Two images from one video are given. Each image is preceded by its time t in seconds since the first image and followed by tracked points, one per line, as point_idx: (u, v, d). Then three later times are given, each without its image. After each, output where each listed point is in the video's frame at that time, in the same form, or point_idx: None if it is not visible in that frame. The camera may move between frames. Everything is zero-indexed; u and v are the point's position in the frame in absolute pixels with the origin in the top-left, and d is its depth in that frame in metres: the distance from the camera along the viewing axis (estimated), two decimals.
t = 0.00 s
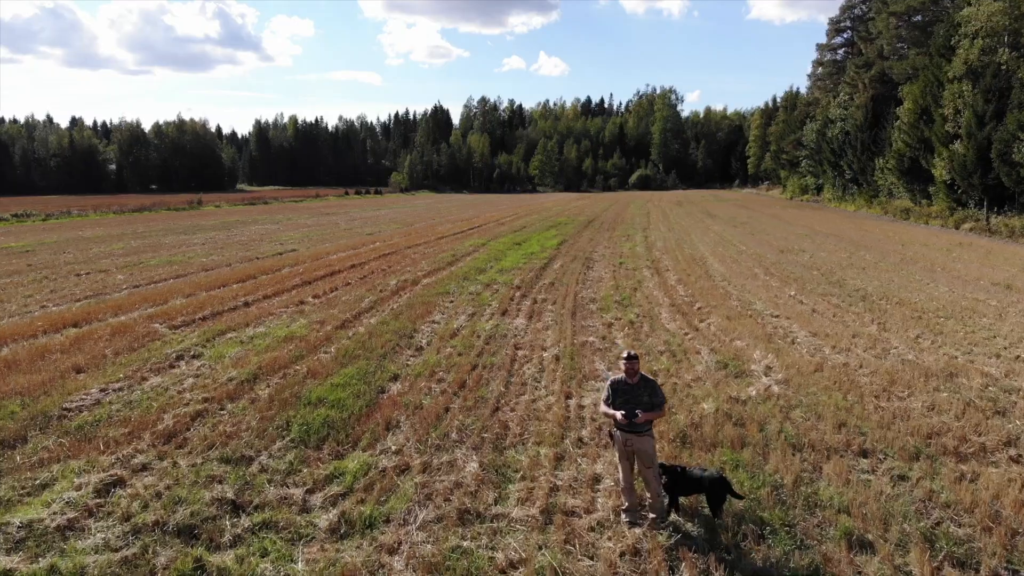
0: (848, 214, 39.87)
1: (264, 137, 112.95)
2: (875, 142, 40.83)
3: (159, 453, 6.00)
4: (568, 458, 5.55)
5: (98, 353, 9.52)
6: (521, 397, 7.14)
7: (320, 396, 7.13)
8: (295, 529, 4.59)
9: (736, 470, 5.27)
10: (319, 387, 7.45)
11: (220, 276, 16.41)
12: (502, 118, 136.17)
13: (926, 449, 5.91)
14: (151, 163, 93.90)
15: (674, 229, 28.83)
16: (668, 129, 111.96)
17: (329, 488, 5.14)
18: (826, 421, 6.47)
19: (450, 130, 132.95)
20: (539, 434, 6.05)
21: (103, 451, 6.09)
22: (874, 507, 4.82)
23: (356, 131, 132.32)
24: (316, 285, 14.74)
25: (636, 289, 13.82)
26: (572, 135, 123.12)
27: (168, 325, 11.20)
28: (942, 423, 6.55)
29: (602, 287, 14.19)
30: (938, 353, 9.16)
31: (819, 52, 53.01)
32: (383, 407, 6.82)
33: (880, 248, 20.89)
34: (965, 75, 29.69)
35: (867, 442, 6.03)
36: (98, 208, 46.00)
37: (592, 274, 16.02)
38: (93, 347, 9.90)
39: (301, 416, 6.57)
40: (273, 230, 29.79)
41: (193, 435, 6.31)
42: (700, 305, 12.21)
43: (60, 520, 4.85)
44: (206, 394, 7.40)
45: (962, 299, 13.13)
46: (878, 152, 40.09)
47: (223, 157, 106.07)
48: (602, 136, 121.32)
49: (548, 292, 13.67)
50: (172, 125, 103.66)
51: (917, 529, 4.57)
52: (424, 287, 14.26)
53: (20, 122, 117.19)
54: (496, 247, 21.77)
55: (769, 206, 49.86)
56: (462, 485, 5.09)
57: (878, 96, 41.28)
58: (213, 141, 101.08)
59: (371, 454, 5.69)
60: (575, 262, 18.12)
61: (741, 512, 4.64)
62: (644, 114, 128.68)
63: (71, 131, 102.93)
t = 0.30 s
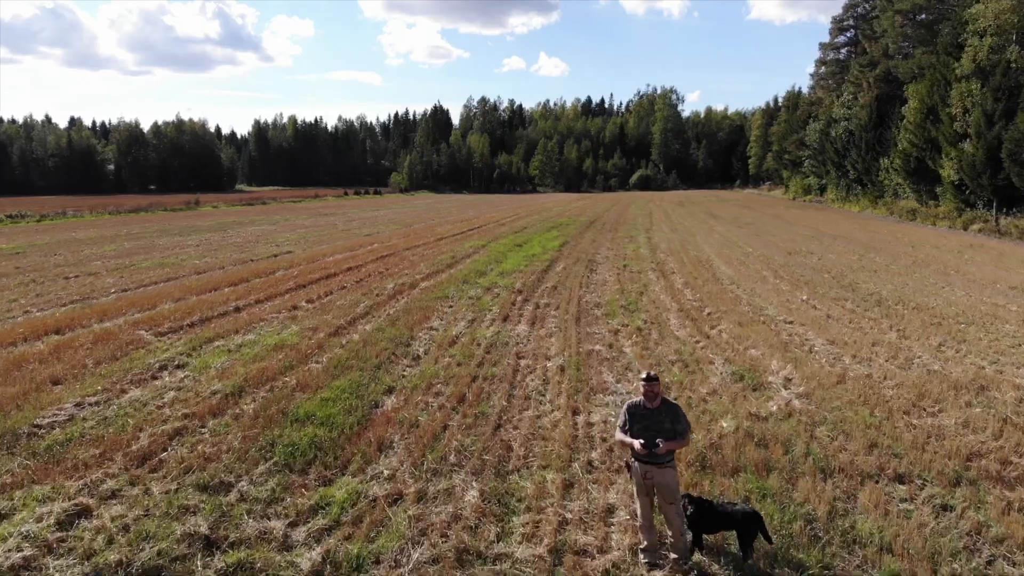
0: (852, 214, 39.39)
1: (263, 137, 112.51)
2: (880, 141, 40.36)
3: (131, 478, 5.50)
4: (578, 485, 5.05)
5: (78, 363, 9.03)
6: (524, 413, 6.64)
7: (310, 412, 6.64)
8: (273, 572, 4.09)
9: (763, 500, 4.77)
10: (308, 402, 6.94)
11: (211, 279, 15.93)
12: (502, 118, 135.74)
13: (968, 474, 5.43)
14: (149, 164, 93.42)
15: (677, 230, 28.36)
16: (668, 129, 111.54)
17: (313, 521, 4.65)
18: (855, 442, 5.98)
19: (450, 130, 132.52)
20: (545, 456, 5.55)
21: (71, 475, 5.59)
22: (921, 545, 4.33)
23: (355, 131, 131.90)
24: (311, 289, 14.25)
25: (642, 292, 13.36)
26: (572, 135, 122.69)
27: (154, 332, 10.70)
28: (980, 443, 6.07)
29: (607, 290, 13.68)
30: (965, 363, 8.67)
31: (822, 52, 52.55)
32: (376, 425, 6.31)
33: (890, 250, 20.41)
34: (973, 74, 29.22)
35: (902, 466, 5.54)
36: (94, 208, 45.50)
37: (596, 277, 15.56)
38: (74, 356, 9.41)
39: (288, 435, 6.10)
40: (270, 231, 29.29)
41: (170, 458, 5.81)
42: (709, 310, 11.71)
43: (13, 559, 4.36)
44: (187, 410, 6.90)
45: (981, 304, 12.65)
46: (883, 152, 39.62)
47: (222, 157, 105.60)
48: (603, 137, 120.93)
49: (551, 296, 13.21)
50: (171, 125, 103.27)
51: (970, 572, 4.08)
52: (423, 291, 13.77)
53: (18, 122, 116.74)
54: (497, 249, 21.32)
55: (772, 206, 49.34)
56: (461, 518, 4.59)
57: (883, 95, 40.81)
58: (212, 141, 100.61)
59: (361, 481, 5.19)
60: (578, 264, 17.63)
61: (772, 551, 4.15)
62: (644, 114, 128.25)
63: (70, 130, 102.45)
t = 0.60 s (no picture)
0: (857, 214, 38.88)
1: (263, 136, 112.06)
2: (885, 140, 39.85)
3: (95, 500, 4.97)
4: (588, 509, 4.53)
5: (54, 369, 8.51)
6: (527, 425, 6.11)
7: (295, 424, 6.12)
8: None
9: (797, 529, 4.25)
10: (294, 413, 6.42)
11: (203, 279, 15.42)
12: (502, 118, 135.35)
13: (1017, 496, 4.91)
14: (148, 164, 92.95)
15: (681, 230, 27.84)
16: (669, 129, 111.12)
17: (291, 552, 4.13)
18: (890, 459, 5.45)
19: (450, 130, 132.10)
20: (551, 476, 5.02)
21: (28, 496, 5.06)
22: None
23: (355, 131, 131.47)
24: (304, 290, 13.74)
25: (648, 293, 12.85)
26: (572, 134, 122.26)
27: (137, 336, 10.20)
28: None
29: (612, 292, 13.16)
30: (996, 369, 8.15)
31: (825, 50, 52.07)
32: (366, 439, 5.78)
33: (901, 250, 19.90)
34: (982, 71, 28.73)
35: (946, 487, 5.02)
36: (90, 208, 44.95)
37: (600, 278, 15.05)
38: (50, 361, 8.89)
39: (270, 451, 5.57)
40: (266, 231, 28.78)
41: (139, 477, 5.29)
42: (720, 313, 11.19)
43: None
44: (163, 422, 6.38)
45: (1002, 306, 12.14)
46: (888, 151, 39.14)
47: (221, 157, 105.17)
48: (603, 137, 120.51)
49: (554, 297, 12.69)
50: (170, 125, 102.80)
51: None
52: (420, 292, 13.27)
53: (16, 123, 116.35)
54: (497, 249, 20.79)
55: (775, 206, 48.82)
56: (457, 550, 4.07)
57: (888, 94, 40.34)
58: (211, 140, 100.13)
59: (347, 505, 4.67)
60: (581, 264, 17.13)
61: None
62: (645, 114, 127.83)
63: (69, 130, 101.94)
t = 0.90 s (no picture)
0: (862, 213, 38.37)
1: (262, 136, 111.61)
2: (891, 138, 39.33)
3: (46, 523, 4.43)
4: (603, 537, 3.98)
5: (23, 373, 7.97)
6: (531, 435, 5.57)
7: (276, 436, 5.58)
8: None
9: (842, 563, 3.70)
10: (276, 422, 5.87)
11: (192, 279, 14.87)
12: (502, 118, 134.87)
13: None
14: (147, 164, 92.48)
15: (685, 228, 27.31)
16: (670, 129, 110.70)
17: None
18: (935, 477, 4.91)
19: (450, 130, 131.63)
20: (558, 496, 4.47)
21: None
22: None
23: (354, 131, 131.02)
24: (296, 289, 13.20)
25: (656, 293, 12.31)
26: (573, 134, 121.83)
27: (118, 337, 9.66)
28: None
29: (617, 291, 12.62)
30: None
31: (828, 48, 51.58)
32: (353, 452, 5.23)
33: (913, 248, 19.39)
34: (991, 67, 28.23)
35: (1001, 509, 4.47)
36: (86, 207, 44.37)
37: (604, 277, 14.50)
38: (21, 364, 8.34)
39: (246, 467, 5.03)
40: (262, 230, 28.27)
41: (99, 496, 4.75)
42: (731, 313, 10.65)
43: None
44: (133, 433, 5.84)
45: None
46: (893, 149, 38.64)
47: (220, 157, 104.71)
48: (604, 136, 120.10)
49: (557, 297, 12.14)
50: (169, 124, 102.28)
51: None
52: (418, 291, 12.72)
53: (14, 123, 115.85)
54: (497, 247, 20.22)
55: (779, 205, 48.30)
56: None
57: (893, 91, 39.85)
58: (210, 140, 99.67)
59: (327, 531, 4.12)
60: (583, 263, 16.58)
61: None
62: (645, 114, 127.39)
63: (67, 130, 101.39)
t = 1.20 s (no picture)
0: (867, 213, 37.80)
1: (260, 136, 111.07)
2: (896, 138, 38.79)
3: None
4: None
5: None
6: (534, 458, 5.01)
7: (249, 460, 5.01)
8: None
9: None
10: (252, 443, 5.30)
11: (180, 281, 14.29)
12: (502, 118, 134.31)
13: None
14: (145, 164, 91.89)
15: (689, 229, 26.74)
16: (671, 129, 110.14)
17: None
18: (991, 509, 4.36)
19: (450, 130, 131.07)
20: (567, 535, 3.91)
21: None
22: None
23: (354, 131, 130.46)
24: (287, 292, 12.63)
25: (664, 295, 11.77)
26: (573, 134, 121.27)
27: (94, 344, 9.08)
28: None
29: (623, 294, 12.05)
30: None
31: (832, 47, 51.06)
32: (336, 479, 4.67)
33: (925, 249, 18.81)
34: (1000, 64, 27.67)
35: None
36: (81, 207, 43.81)
37: (608, 279, 13.93)
38: None
39: (213, 497, 4.46)
40: (257, 230, 27.69)
41: (45, 532, 4.18)
42: (745, 318, 10.08)
43: None
44: (93, 455, 5.26)
45: None
46: (899, 148, 38.08)
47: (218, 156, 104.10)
48: (604, 136, 119.55)
49: (560, 300, 11.57)
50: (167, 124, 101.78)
51: None
52: (414, 294, 12.15)
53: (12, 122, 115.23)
54: (497, 248, 19.64)
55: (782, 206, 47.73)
56: None
57: (898, 90, 39.31)
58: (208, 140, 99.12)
59: None
60: (586, 265, 16.03)
61: None
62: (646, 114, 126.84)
63: (66, 131, 100.84)
